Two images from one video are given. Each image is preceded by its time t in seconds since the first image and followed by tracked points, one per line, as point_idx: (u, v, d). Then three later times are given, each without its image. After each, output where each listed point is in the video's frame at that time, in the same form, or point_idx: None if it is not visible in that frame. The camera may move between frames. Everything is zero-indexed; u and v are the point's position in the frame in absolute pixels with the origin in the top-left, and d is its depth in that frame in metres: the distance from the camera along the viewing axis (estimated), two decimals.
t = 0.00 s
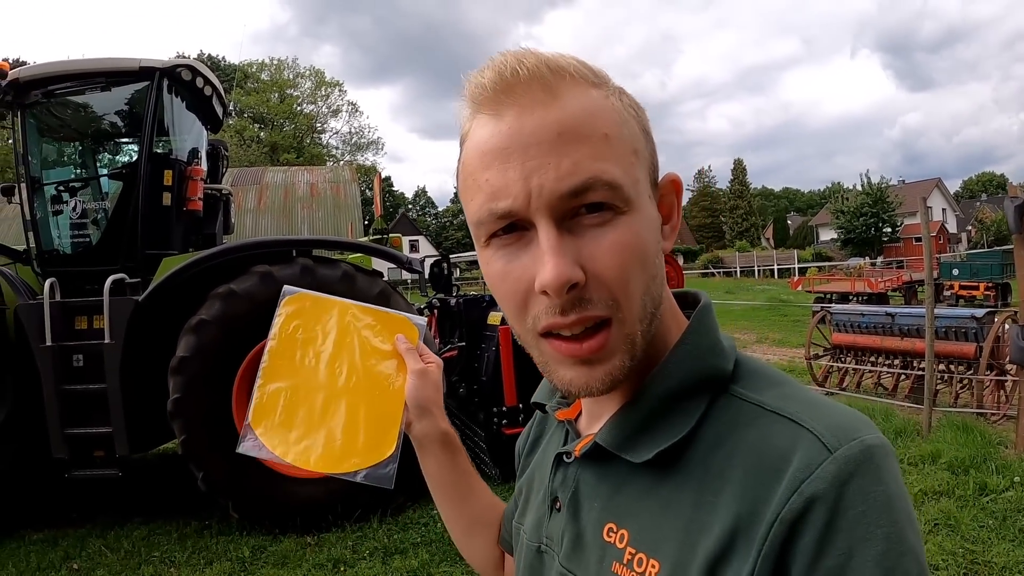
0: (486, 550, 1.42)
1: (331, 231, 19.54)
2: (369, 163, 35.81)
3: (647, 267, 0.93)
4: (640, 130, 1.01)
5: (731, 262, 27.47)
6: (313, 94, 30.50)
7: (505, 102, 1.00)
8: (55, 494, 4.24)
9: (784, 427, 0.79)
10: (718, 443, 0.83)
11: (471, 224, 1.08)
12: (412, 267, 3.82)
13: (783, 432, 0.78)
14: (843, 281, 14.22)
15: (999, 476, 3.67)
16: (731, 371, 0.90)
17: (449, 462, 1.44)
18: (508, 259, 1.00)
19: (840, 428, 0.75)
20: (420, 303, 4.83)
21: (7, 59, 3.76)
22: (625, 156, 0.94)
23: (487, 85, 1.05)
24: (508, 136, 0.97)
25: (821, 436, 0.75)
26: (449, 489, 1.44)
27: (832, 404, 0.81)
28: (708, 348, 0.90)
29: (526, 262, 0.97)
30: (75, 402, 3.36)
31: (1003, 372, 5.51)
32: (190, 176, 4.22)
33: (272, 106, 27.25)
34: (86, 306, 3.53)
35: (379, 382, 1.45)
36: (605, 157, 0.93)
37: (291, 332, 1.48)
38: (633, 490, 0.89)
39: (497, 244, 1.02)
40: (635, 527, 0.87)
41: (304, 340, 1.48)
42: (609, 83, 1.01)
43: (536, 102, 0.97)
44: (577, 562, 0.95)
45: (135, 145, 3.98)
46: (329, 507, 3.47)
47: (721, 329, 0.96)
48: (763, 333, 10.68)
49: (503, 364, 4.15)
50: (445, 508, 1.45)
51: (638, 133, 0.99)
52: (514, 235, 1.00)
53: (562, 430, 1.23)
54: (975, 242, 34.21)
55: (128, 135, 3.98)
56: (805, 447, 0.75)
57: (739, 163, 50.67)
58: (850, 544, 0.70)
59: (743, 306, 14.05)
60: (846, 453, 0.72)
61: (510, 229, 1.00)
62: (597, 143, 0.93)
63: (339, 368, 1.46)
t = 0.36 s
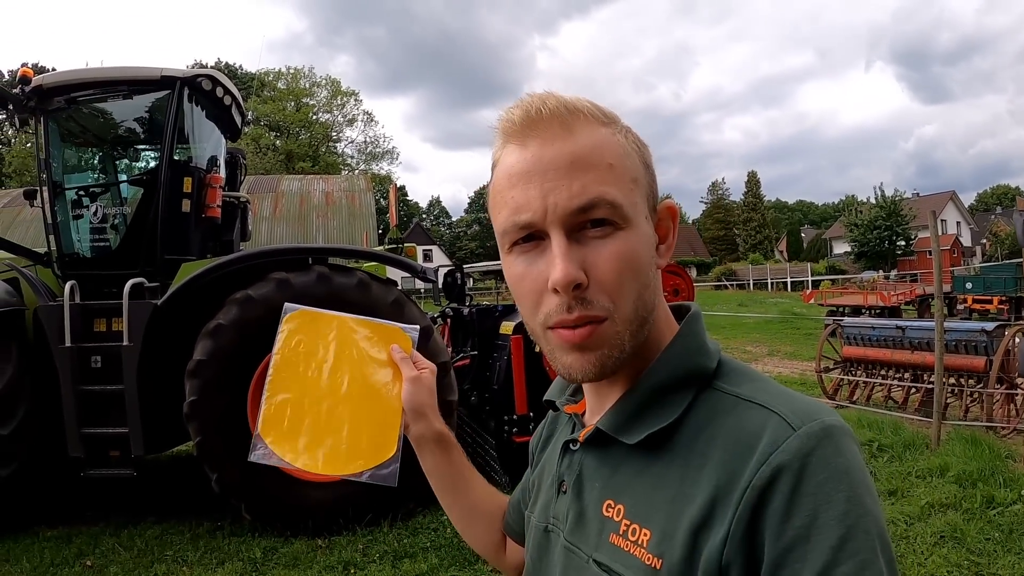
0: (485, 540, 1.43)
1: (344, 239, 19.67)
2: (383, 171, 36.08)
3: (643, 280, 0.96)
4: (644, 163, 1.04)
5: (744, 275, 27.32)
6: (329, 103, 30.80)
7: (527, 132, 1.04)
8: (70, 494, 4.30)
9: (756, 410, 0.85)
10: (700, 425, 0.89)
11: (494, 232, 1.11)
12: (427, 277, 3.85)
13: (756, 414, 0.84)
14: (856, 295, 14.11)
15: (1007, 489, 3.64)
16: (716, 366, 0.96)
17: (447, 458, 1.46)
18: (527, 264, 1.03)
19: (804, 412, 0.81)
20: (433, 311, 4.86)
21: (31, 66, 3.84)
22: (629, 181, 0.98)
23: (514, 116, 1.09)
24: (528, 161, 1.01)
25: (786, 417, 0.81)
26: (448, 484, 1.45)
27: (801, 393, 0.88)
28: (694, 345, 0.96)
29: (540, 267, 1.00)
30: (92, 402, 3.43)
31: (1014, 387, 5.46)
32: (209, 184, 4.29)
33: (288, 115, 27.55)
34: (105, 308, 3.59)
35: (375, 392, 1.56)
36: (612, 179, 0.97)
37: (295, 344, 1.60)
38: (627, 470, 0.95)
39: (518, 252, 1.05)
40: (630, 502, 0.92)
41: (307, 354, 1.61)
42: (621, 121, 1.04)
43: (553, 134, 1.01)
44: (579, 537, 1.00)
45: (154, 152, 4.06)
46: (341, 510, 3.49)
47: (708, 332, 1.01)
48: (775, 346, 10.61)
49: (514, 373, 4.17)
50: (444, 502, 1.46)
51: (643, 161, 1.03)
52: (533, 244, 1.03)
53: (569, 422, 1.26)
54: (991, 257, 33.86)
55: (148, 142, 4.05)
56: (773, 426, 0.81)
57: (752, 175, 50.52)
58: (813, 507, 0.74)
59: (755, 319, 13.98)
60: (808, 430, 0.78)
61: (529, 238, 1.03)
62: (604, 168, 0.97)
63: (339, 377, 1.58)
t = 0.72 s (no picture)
0: (498, 548, 1.43)
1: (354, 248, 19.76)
2: (394, 181, 36.29)
3: (653, 287, 0.96)
4: (653, 172, 1.04)
5: (754, 287, 27.19)
6: (340, 113, 31.06)
7: (536, 143, 1.05)
8: (78, 497, 4.31)
9: (766, 419, 0.84)
10: (709, 434, 0.89)
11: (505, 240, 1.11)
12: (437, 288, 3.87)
13: (765, 423, 0.84)
14: (866, 307, 14.02)
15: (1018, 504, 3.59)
16: (727, 376, 0.96)
17: (461, 467, 1.46)
18: (537, 272, 1.03)
19: (814, 421, 0.81)
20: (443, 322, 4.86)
21: (45, 72, 3.89)
22: (638, 190, 0.98)
23: (523, 127, 1.10)
24: (537, 171, 1.02)
25: (796, 426, 0.81)
26: (463, 492, 1.45)
27: (812, 403, 0.87)
28: (705, 354, 0.96)
29: (550, 275, 1.01)
30: (101, 406, 3.45)
31: None
32: (221, 192, 4.34)
33: (299, 124, 27.80)
34: (116, 313, 3.61)
35: (385, 400, 1.50)
36: (621, 188, 0.98)
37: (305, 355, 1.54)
38: (637, 478, 0.94)
39: (528, 261, 1.05)
40: (640, 511, 0.92)
41: (320, 359, 1.54)
42: (629, 131, 1.05)
43: (562, 145, 1.02)
44: (588, 545, 1.00)
45: (166, 160, 4.11)
46: (348, 519, 3.48)
47: (720, 341, 1.01)
48: (784, 359, 10.54)
49: (523, 384, 4.15)
50: (458, 509, 1.46)
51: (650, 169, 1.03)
52: (543, 252, 1.03)
53: (580, 431, 1.25)
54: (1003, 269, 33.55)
55: (160, 150, 4.10)
56: (782, 435, 0.81)
57: (762, 187, 50.42)
58: (822, 516, 0.74)
59: (765, 331, 13.91)
60: (817, 438, 0.77)
61: (539, 247, 1.03)
62: (612, 178, 0.98)
63: (348, 387, 1.51)
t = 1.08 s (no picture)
0: (514, 553, 1.44)
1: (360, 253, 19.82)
2: (401, 187, 36.41)
3: (676, 289, 0.96)
4: (675, 172, 1.03)
5: (761, 295, 27.08)
6: (349, 119, 31.22)
7: (556, 144, 1.05)
8: (83, 498, 4.33)
9: (791, 426, 0.83)
10: (734, 440, 0.88)
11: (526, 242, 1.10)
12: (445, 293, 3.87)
13: (791, 430, 0.83)
14: (874, 316, 13.95)
15: None
16: (751, 380, 0.95)
17: (475, 472, 1.46)
18: (557, 275, 1.03)
19: (842, 427, 0.80)
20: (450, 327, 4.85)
21: (56, 74, 3.92)
22: (660, 192, 0.98)
23: (542, 127, 1.10)
24: (557, 173, 1.02)
25: (822, 433, 0.80)
26: (477, 497, 1.46)
27: (840, 409, 0.86)
28: (728, 358, 0.95)
29: (570, 278, 1.01)
30: (107, 407, 3.46)
31: None
32: (229, 195, 4.37)
33: (308, 130, 27.95)
34: (123, 315, 3.64)
35: (397, 419, 1.49)
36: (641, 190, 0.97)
37: (302, 403, 1.49)
38: (660, 485, 0.94)
39: (548, 263, 1.05)
40: (662, 518, 0.92)
41: (320, 400, 1.49)
42: (651, 130, 1.04)
43: (581, 146, 1.02)
44: (609, 552, 1.00)
45: (175, 163, 4.13)
46: (353, 524, 3.48)
47: (744, 343, 0.99)
48: (791, 367, 10.49)
49: (530, 391, 4.13)
50: (473, 515, 1.47)
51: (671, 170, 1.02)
52: (564, 255, 1.03)
53: (601, 436, 1.25)
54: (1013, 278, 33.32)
55: (169, 153, 4.13)
56: (808, 442, 0.80)
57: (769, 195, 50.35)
58: (849, 526, 0.73)
59: (772, 340, 13.85)
60: (844, 447, 0.76)
61: (560, 249, 1.03)
62: (633, 180, 0.97)
63: (358, 419, 1.48)
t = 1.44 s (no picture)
0: (514, 554, 1.43)
1: (358, 261, 19.83)
2: (399, 195, 36.48)
3: (669, 296, 0.96)
4: (675, 178, 1.02)
5: (758, 305, 27.11)
6: (347, 127, 31.32)
7: (555, 153, 1.06)
8: (78, 505, 4.30)
9: (790, 430, 0.84)
10: (732, 443, 0.88)
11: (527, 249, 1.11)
12: (442, 301, 3.87)
13: (788, 434, 0.83)
14: (871, 325, 13.97)
15: None
16: (751, 384, 0.95)
17: (478, 474, 1.45)
18: (554, 282, 1.04)
19: (840, 431, 0.80)
20: (448, 336, 4.85)
21: (56, 80, 3.94)
22: (657, 201, 0.98)
23: (540, 136, 1.10)
24: (554, 182, 1.03)
25: (820, 437, 0.80)
26: (478, 497, 1.44)
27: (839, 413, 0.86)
28: (728, 362, 0.95)
29: (566, 286, 1.02)
30: (105, 413, 3.46)
31: None
32: (228, 203, 4.37)
33: (306, 138, 28.04)
34: (121, 321, 3.60)
35: (399, 417, 1.49)
36: (638, 198, 0.98)
37: (305, 397, 1.50)
38: (658, 489, 0.94)
39: (547, 270, 1.06)
40: (661, 522, 0.92)
41: (326, 395, 1.51)
42: (649, 134, 1.04)
43: (578, 154, 1.02)
44: (607, 555, 1.00)
45: (174, 170, 4.15)
46: (350, 532, 3.47)
47: (744, 347, 0.99)
48: (788, 376, 10.49)
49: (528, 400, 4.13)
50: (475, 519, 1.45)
51: (669, 175, 1.01)
52: (561, 263, 1.04)
53: (603, 440, 1.25)
54: (1009, 288, 33.43)
55: (169, 160, 4.14)
56: (805, 446, 0.80)
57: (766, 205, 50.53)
58: (845, 530, 0.73)
59: (769, 349, 13.86)
60: (842, 451, 0.77)
61: (557, 257, 1.04)
62: (629, 189, 0.98)
63: (361, 414, 1.49)
